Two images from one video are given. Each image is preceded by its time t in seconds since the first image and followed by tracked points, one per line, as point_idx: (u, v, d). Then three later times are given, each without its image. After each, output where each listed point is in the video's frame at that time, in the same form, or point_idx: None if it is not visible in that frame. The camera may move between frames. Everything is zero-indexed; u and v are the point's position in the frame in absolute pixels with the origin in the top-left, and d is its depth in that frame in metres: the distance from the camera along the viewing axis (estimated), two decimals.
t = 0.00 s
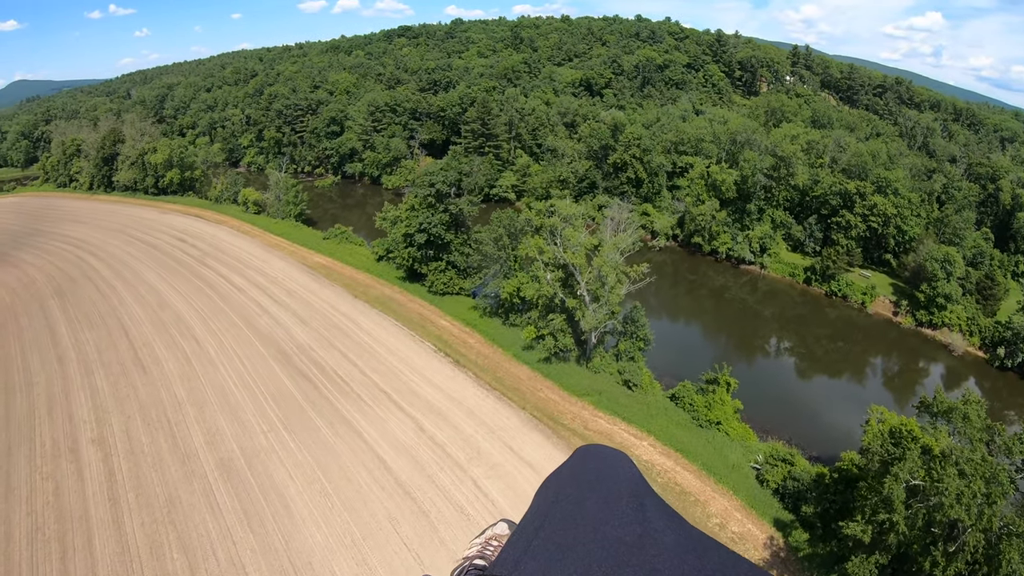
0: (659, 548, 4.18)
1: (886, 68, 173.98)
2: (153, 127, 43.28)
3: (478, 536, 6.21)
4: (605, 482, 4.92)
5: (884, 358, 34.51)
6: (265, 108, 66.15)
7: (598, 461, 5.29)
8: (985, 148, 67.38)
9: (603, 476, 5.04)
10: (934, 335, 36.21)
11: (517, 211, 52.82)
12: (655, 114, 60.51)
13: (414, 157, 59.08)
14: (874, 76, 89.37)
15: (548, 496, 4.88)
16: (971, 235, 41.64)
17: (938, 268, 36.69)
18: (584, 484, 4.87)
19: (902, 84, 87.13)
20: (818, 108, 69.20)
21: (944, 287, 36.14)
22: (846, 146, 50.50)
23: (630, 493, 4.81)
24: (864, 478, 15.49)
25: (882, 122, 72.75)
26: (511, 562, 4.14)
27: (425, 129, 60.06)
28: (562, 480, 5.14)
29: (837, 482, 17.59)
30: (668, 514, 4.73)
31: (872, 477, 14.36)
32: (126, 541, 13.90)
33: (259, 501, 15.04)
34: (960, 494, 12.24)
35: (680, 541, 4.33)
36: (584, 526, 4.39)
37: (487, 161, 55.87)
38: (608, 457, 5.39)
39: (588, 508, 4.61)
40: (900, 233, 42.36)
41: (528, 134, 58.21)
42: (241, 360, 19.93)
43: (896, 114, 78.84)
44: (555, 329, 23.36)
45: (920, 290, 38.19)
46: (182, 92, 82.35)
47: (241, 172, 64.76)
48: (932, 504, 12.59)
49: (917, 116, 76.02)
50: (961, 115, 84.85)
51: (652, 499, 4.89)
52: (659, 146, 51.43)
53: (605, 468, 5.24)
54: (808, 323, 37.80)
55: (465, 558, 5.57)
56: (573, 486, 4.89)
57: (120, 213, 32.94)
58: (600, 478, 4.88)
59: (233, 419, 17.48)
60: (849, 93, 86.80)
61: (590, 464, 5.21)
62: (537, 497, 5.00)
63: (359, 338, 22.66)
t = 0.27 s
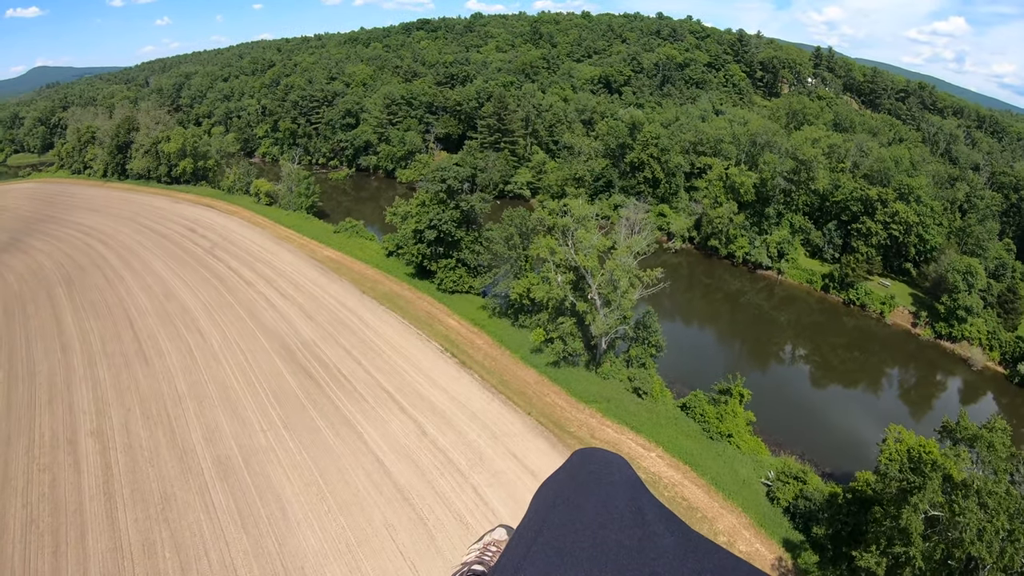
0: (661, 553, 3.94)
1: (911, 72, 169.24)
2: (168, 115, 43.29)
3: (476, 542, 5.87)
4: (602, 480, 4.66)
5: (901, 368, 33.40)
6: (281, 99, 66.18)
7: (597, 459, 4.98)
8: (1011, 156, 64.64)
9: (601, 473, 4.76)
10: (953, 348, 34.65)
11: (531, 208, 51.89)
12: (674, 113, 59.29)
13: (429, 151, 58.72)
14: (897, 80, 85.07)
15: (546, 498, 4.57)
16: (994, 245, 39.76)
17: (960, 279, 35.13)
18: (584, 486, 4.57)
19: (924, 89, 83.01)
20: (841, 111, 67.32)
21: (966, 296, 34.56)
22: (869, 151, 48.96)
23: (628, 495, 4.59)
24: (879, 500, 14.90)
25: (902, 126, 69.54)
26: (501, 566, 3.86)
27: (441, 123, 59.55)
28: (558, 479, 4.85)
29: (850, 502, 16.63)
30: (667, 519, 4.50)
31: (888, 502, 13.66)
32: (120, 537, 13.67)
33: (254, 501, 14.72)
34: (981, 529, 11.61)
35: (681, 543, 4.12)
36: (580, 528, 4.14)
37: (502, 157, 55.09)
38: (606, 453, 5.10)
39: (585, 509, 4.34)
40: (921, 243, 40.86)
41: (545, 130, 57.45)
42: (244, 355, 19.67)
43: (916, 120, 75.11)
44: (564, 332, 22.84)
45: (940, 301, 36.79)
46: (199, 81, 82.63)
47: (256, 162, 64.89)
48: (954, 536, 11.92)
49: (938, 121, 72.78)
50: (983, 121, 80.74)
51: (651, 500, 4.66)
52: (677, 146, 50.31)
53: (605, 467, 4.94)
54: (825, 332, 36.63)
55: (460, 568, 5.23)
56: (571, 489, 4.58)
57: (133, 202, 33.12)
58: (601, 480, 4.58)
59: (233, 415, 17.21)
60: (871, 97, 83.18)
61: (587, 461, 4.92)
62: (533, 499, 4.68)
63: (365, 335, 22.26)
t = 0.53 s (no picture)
0: (658, 550, 4.68)
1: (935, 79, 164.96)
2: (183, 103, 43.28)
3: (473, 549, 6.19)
4: (600, 484, 5.36)
5: (915, 383, 32.29)
6: (296, 90, 66.18)
7: (594, 462, 5.67)
8: None
9: (599, 477, 5.46)
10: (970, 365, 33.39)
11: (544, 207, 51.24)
12: (693, 114, 58.29)
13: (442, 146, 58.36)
14: (918, 88, 82.57)
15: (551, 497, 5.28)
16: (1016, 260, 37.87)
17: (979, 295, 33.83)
18: (586, 488, 5.28)
19: (946, 97, 80.35)
20: (861, 117, 65.65)
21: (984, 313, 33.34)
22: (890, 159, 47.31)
23: (626, 497, 5.28)
24: (891, 528, 14.25)
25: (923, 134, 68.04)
26: (512, 564, 4.51)
27: (456, 118, 59.11)
28: (559, 481, 5.53)
29: (861, 527, 16.33)
30: (667, 521, 5.20)
31: (902, 532, 13.12)
32: (109, 532, 13.44)
33: (246, 501, 14.40)
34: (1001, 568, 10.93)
35: (676, 542, 4.83)
36: (582, 529, 4.84)
37: (516, 154, 54.59)
38: (602, 456, 5.80)
39: (586, 512, 5.05)
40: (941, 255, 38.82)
41: (560, 128, 56.76)
42: (245, 351, 19.51)
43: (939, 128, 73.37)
44: (571, 338, 22.11)
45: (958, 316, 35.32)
46: (216, 70, 82.98)
47: (269, 153, 65.02)
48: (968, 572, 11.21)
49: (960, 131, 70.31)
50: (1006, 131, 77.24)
51: (648, 501, 5.39)
52: (695, 149, 49.34)
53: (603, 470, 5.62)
54: (839, 343, 35.46)
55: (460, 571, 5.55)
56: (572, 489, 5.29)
57: (145, 191, 33.31)
58: (600, 483, 5.31)
59: (230, 411, 16.99)
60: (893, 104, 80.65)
61: (585, 465, 5.60)
62: (537, 497, 5.39)
63: (368, 333, 21.91)
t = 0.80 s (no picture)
0: (662, 546, 4.33)
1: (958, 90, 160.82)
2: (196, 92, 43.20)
3: (474, 556, 6.34)
4: (603, 480, 5.11)
5: (928, 401, 31.29)
6: (310, 82, 66.16)
7: (596, 459, 5.42)
8: None
9: (603, 472, 5.20)
10: (985, 386, 32.10)
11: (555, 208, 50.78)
12: (710, 118, 57.29)
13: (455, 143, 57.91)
14: (939, 98, 80.24)
15: (549, 497, 5.04)
16: None
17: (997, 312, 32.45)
18: (586, 486, 5.02)
19: (968, 108, 77.88)
20: (881, 126, 63.98)
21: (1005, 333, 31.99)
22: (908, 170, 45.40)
23: (629, 491, 4.99)
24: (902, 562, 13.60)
25: (943, 145, 66.18)
26: (508, 565, 4.35)
27: (470, 115, 58.62)
28: (562, 477, 5.31)
29: (868, 555, 15.59)
30: (672, 517, 4.88)
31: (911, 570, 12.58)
32: (96, 527, 13.19)
33: (235, 501, 14.07)
34: None
35: (684, 540, 4.49)
36: (583, 526, 4.59)
37: (529, 153, 54.13)
38: (607, 453, 5.56)
39: (589, 507, 4.81)
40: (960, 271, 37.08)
41: (575, 128, 56.01)
42: (244, 347, 19.29)
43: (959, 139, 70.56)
44: (576, 345, 21.46)
45: (975, 333, 34.08)
46: (231, 60, 83.27)
47: (282, 145, 65.13)
48: None
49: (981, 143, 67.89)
50: None
51: (653, 496, 5.10)
52: (711, 153, 48.29)
53: (607, 467, 5.36)
54: (851, 357, 34.42)
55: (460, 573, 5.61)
56: (572, 487, 5.04)
57: (155, 180, 33.31)
58: (602, 479, 5.07)
59: (225, 408, 16.72)
60: (914, 114, 78.47)
61: (588, 461, 5.37)
62: (533, 501, 5.17)
63: (370, 332, 21.54)
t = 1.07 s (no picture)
0: (664, 544, 4.77)
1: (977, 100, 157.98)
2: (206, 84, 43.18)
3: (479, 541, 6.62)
4: (606, 477, 5.43)
5: (937, 417, 30.44)
6: (321, 76, 66.07)
7: (597, 455, 5.72)
8: None
9: (607, 470, 5.50)
10: (996, 404, 31.04)
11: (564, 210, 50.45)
12: (723, 122, 56.46)
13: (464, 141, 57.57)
14: (954, 108, 78.88)
15: (554, 491, 5.36)
16: None
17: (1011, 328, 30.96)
18: (590, 483, 5.34)
19: (983, 119, 76.08)
20: (896, 134, 62.75)
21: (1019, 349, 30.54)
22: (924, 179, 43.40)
23: (632, 490, 5.35)
24: None
25: (960, 156, 64.79)
26: (516, 559, 4.68)
27: (480, 113, 58.29)
28: (566, 472, 5.60)
29: None
30: (672, 508, 5.34)
31: None
32: (81, 524, 12.93)
33: (222, 505, 13.73)
34: None
35: (683, 537, 4.91)
36: (587, 523, 4.96)
37: (539, 153, 53.73)
38: (611, 449, 5.83)
39: (593, 504, 5.16)
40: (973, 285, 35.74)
41: (586, 130, 55.43)
42: (240, 343, 19.01)
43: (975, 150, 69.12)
44: (580, 352, 20.81)
45: (989, 350, 32.90)
46: (243, 52, 83.40)
47: (291, 138, 65.09)
48: None
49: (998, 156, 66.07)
50: None
51: (654, 494, 5.46)
52: (722, 158, 47.54)
53: (608, 464, 5.65)
54: (861, 370, 33.50)
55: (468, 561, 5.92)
56: (576, 483, 5.37)
57: (162, 170, 33.28)
58: (605, 477, 5.39)
59: (217, 406, 16.43)
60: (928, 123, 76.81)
61: (591, 458, 5.67)
62: (539, 492, 5.49)
63: (369, 332, 21.18)
